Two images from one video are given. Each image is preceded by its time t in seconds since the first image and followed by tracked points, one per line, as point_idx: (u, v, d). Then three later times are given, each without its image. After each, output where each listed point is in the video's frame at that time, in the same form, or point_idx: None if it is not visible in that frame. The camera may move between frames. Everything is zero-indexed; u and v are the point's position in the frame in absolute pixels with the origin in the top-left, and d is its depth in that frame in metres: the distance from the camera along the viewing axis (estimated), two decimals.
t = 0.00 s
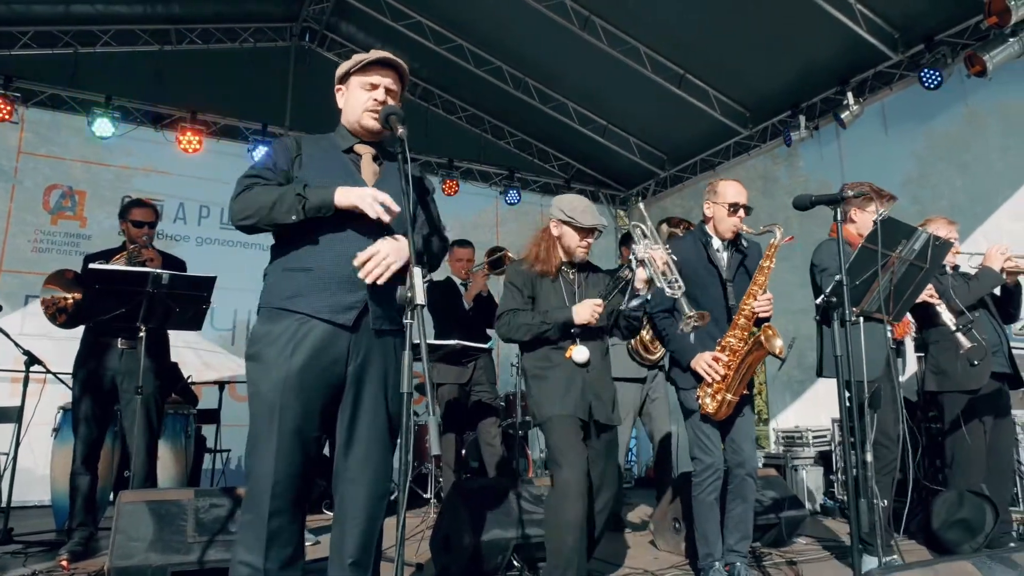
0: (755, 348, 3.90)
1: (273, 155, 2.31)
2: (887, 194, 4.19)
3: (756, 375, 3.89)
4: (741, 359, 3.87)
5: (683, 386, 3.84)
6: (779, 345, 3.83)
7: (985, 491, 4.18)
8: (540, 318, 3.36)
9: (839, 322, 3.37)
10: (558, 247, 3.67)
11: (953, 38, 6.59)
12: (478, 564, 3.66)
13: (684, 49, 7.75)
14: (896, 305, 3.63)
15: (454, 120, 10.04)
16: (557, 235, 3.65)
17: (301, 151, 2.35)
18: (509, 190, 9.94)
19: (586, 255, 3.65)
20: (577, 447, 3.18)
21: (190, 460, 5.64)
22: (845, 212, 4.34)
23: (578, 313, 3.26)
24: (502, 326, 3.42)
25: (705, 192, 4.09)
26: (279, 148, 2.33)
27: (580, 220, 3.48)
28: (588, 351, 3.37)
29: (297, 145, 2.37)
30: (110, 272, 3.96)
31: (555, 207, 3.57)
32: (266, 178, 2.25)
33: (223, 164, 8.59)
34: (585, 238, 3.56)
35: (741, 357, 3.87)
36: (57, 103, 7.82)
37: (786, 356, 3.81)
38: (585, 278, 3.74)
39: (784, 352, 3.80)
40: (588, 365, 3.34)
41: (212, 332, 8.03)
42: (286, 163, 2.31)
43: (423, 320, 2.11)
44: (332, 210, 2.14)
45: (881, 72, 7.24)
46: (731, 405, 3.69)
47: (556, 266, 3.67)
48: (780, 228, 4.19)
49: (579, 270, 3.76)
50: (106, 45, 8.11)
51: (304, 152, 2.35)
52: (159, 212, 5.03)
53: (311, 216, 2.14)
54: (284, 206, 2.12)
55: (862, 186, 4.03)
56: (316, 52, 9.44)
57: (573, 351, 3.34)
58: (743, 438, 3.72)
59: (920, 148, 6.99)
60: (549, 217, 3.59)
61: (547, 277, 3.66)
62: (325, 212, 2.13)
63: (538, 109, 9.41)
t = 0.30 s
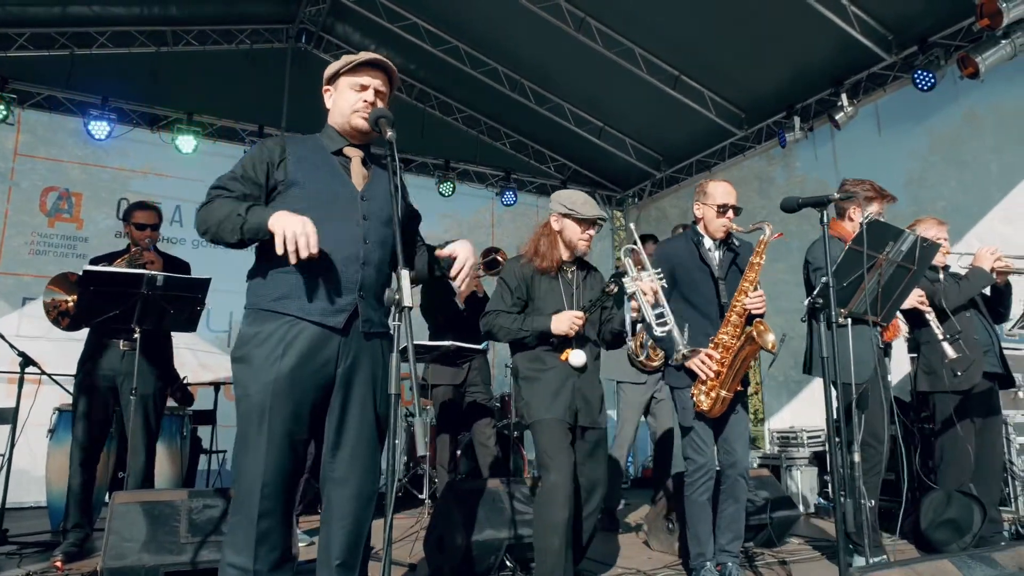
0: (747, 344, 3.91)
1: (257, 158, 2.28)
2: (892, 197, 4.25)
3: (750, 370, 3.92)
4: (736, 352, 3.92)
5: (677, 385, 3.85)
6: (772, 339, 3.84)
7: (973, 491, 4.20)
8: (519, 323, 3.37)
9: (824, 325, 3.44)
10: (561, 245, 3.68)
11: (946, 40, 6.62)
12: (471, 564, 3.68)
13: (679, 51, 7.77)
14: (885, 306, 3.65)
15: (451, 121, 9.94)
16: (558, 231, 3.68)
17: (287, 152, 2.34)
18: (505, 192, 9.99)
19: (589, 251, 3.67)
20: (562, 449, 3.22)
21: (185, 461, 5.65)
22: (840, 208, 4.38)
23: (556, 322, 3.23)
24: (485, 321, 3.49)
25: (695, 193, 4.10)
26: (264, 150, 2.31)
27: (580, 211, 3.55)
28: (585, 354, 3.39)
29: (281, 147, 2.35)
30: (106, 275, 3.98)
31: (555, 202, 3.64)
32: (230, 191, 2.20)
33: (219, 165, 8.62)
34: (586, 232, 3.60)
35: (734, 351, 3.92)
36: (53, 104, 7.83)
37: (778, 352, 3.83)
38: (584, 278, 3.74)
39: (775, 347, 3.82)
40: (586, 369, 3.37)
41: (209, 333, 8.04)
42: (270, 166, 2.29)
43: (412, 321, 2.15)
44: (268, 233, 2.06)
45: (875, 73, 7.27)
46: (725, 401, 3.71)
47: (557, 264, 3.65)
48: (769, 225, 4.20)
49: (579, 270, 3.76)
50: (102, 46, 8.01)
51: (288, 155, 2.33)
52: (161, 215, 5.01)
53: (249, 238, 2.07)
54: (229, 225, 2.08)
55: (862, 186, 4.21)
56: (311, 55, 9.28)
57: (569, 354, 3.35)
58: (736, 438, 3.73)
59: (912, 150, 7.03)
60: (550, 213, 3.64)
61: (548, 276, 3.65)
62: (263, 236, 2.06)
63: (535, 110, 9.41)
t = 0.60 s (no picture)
0: (737, 349, 3.91)
1: (247, 161, 2.29)
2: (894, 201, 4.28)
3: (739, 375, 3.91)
4: (726, 359, 3.86)
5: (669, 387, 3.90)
6: (762, 346, 3.87)
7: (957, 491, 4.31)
8: (514, 298, 3.37)
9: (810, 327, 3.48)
10: (547, 245, 3.71)
11: (939, 41, 6.64)
12: (463, 564, 3.70)
13: (674, 53, 7.79)
14: (871, 308, 3.69)
15: (448, 122, 9.95)
16: (541, 232, 3.73)
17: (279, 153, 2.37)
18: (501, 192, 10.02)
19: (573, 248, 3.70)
20: (553, 448, 3.24)
21: (180, 462, 5.66)
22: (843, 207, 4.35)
23: (548, 287, 3.20)
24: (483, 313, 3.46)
25: (691, 195, 4.10)
26: (256, 150, 2.34)
27: (559, 204, 3.60)
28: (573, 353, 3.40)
29: (272, 149, 2.37)
30: (97, 277, 4.05)
31: (537, 204, 3.70)
32: (247, 189, 2.24)
33: (215, 165, 8.65)
34: (568, 221, 3.63)
35: (724, 358, 3.85)
36: (49, 105, 7.84)
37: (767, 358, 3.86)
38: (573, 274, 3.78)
39: (766, 354, 3.84)
40: (572, 366, 3.36)
41: (205, 334, 8.05)
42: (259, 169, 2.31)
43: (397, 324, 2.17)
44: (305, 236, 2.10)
45: (869, 75, 7.29)
46: (714, 405, 3.74)
47: (545, 264, 3.67)
48: (763, 231, 4.24)
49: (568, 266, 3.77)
50: (99, 47, 8.02)
51: (280, 157, 2.36)
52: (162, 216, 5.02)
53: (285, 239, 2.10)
54: (261, 224, 2.09)
55: (869, 189, 4.29)
56: (310, 56, 9.34)
57: (558, 351, 3.38)
58: (726, 440, 3.72)
59: (906, 152, 7.06)
60: (530, 216, 3.70)
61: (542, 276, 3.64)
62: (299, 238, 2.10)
63: (531, 112, 9.44)
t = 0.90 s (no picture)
0: (730, 344, 3.92)
1: (226, 171, 2.36)
2: (892, 203, 4.31)
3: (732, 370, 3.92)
4: (718, 354, 3.90)
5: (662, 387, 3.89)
6: (753, 340, 3.83)
7: (944, 490, 4.33)
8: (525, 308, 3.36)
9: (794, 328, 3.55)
10: (536, 240, 3.75)
11: (932, 43, 6.67)
12: (455, 562, 3.72)
13: (670, 53, 7.80)
14: (859, 307, 3.74)
15: (444, 123, 9.97)
16: (533, 227, 3.75)
17: (258, 158, 2.41)
18: (498, 192, 10.04)
19: (564, 245, 3.75)
20: (540, 449, 3.26)
21: (175, 461, 5.67)
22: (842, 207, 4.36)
23: (563, 296, 3.31)
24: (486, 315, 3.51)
25: (680, 195, 4.13)
26: (237, 158, 2.39)
27: (555, 203, 3.62)
28: (562, 350, 3.43)
29: (256, 155, 2.42)
30: (92, 276, 4.05)
31: (531, 199, 3.70)
32: (210, 202, 2.33)
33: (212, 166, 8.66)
34: (562, 222, 3.67)
35: (717, 353, 3.89)
36: (46, 106, 7.86)
37: (759, 352, 3.84)
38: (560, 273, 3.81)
39: (757, 348, 3.81)
40: (561, 364, 3.40)
41: (201, 334, 8.07)
42: (242, 175, 2.38)
43: (382, 324, 2.17)
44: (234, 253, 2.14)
45: (863, 76, 7.32)
46: (708, 401, 3.73)
47: (535, 261, 3.71)
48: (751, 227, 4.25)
49: (554, 263, 3.83)
50: (96, 49, 8.09)
51: (260, 162, 2.40)
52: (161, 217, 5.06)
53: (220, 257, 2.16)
54: (204, 246, 2.17)
55: (868, 191, 4.29)
56: (306, 57, 9.31)
57: (545, 350, 3.40)
58: (718, 439, 3.77)
59: (899, 153, 7.09)
60: (524, 211, 3.72)
61: (528, 271, 3.70)
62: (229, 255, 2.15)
63: (527, 113, 9.46)
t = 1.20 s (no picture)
0: (723, 350, 3.92)
1: (230, 170, 2.31)
2: (886, 203, 4.33)
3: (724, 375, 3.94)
4: (711, 360, 3.85)
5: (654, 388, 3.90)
6: (747, 347, 3.86)
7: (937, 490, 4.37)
8: (503, 318, 3.41)
9: (785, 329, 3.55)
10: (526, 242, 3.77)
11: (929, 44, 6.68)
12: (451, 561, 3.74)
13: (668, 54, 7.81)
14: (852, 308, 3.75)
15: (443, 123, 9.97)
16: (519, 228, 3.80)
17: (265, 158, 2.39)
18: (496, 193, 10.06)
19: (551, 244, 3.79)
20: (535, 449, 3.28)
21: (173, 461, 5.68)
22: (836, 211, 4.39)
23: (543, 315, 3.30)
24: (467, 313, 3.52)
25: (681, 197, 4.15)
26: (241, 155, 2.36)
27: (537, 203, 3.67)
28: (552, 346, 3.44)
29: (259, 154, 2.40)
30: (90, 277, 4.05)
31: (515, 202, 3.76)
32: (222, 199, 2.27)
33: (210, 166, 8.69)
34: (547, 221, 3.72)
35: (709, 360, 3.84)
36: (45, 106, 7.88)
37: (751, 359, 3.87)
38: (553, 274, 3.84)
39: (750, 355, 3.84)
40: (553, 361, 3.42)
41: (200, 334, 8.08)
42: (249, 173, 2.34)
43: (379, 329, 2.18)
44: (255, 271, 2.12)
45: (861, 77, 7.33)
46: (699, 406, 3.77)
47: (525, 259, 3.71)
48: (749, 234, 4.25)
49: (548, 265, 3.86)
50: (95, 49, 8.08)
51: (265, 163, 2.38)
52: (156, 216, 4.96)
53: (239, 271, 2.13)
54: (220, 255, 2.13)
55: (862, 192, 4.31)
56: (304, 57, 9.30)
57: (536, 345, 3.42)
58: (711, 440, 3.78)
59: (897, 154, 7.11)
60: (510, 213, 3.77)
61: (519, 272, 3.71)
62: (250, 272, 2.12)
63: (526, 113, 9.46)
